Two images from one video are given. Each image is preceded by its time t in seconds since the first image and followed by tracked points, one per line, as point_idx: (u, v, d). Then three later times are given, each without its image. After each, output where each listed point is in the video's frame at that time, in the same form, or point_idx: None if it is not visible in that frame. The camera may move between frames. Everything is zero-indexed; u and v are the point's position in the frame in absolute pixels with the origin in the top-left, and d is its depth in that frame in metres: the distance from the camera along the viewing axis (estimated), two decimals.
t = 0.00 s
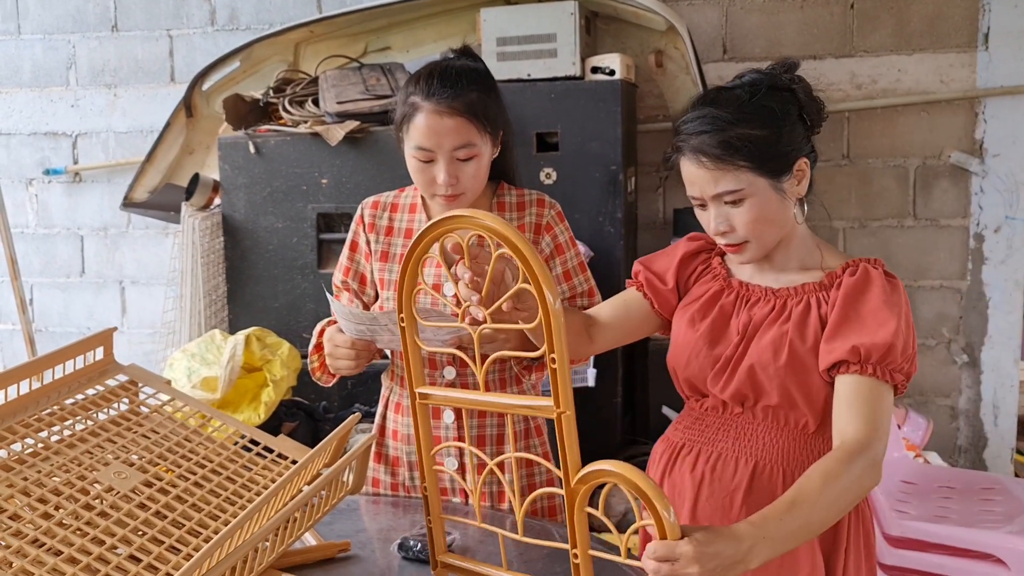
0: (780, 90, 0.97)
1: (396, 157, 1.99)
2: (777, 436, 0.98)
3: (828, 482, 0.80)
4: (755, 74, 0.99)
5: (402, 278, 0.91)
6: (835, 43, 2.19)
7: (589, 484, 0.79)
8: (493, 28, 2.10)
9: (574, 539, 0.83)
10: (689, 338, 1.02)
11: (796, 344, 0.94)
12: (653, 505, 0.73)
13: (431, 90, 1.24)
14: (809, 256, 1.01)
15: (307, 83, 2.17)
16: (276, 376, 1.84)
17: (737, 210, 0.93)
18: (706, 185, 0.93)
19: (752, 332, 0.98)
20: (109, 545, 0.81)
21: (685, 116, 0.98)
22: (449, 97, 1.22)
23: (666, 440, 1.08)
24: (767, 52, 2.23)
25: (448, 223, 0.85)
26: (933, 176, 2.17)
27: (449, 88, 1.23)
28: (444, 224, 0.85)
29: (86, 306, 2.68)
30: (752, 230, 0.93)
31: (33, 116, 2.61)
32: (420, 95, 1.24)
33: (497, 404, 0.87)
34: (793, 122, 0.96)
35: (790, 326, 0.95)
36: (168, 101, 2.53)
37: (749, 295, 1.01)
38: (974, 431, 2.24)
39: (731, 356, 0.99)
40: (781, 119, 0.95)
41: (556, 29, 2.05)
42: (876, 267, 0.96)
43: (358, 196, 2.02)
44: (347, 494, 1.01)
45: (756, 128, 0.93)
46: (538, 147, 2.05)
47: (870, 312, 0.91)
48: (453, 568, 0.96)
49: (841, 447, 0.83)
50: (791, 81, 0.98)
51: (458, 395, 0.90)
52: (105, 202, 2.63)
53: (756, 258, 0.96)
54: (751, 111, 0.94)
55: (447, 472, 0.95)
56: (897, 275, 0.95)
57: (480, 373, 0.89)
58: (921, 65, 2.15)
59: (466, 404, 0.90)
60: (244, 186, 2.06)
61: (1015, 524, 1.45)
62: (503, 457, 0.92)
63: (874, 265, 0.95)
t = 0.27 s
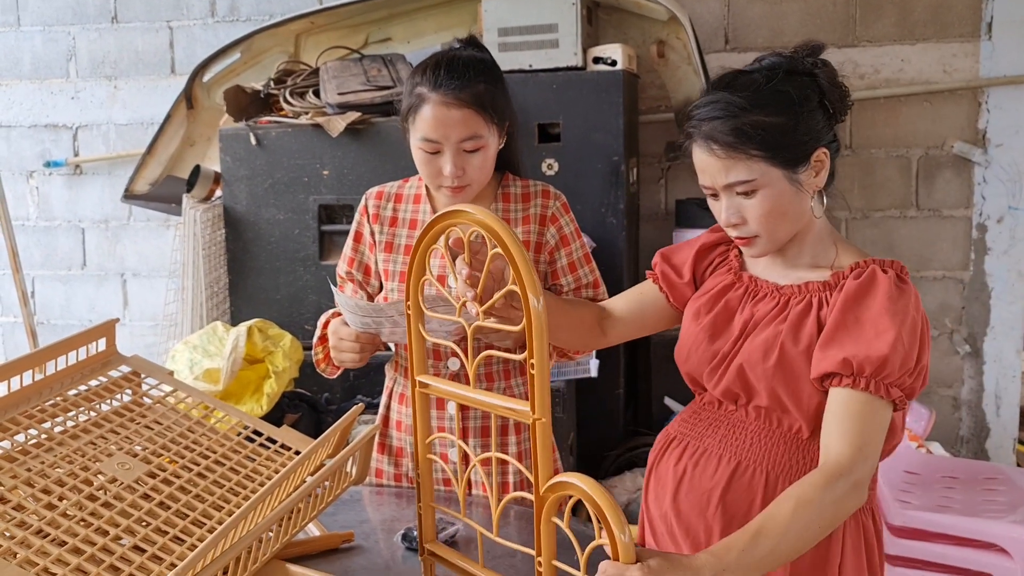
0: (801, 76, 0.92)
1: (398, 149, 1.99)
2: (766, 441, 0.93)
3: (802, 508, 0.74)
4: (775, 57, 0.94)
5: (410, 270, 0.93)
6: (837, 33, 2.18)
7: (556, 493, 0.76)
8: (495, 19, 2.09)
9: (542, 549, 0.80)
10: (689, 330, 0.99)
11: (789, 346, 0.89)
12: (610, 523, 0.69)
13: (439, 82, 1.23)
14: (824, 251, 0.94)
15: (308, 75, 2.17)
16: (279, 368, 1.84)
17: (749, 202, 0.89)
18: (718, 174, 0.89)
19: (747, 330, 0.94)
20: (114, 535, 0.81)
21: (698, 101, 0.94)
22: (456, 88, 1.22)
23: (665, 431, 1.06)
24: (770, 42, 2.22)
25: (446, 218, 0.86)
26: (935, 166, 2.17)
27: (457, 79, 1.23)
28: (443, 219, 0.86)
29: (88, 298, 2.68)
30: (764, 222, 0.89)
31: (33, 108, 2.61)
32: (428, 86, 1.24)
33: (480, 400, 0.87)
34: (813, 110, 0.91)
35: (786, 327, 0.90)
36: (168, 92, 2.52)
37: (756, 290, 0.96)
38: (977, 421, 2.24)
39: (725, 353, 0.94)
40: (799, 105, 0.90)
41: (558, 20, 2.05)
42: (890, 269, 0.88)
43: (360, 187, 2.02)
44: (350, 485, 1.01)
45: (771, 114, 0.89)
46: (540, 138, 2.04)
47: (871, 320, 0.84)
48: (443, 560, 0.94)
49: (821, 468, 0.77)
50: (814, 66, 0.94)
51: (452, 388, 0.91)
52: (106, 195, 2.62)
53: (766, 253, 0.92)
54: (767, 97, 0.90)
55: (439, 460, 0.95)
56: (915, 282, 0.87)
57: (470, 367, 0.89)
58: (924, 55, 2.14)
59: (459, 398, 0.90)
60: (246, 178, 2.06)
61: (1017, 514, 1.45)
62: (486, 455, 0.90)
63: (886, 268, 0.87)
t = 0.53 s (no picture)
0: (864, 59, 0.82)
1: (398, 139, 1.99)
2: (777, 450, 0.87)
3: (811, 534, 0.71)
4: (838, 33, 0.84)
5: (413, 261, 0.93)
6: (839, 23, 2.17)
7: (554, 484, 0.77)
8: (495, 8, 2.08)
9: (539, 540, 0.81)
10: (715, 322, 0.94)
11: (810, 348, 0.83)
12: (605, 517, 0.70)
13: (450, 71, 1.23)
14: (867, 247, 0.86)
15: (308, 65, 2.16)
16: (280, 359, 1.83)
17: (790, 194, 0.81)
18: (757, 161, 0.81)
19: (770, 327, 0.88)
20: (117, 525, 0.80)
21: (745, 75, 0.85)
22: (468, 78, 1.21)
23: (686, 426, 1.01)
24: (771, 31, 2.21)
25: (450, 207, 0.86)
26: (937, 156, 2.17)
27: (468, 67, 1.22)
28: (446, 208, 0.87)
29: (88, 289, 2.68)
30: (804, 217, 0.81)
31: (32, 99, 2.60)
32: (437, 75, 1.23)
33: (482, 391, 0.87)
34: (873, 96, 0.81)
35: (810, 328, 0.83)
36: (168, 83, 2.52)
37: (790, 286, 0.90)
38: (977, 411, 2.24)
39: (745, 349, 0.89)
40: (858, 92, 0.81)
41: (559, 9, 2.03)
42: (937, 272, 0.79)
43: (360, 178, 2.02)
44: (353, 475, 1.01)
45: (824, 100, 0.80)
46: (540, 128, 2.04)
47: (907, 332, 0.76)
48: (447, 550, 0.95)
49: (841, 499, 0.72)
50: (881, 45, 0.84)
51: (456, 378, 0.91)
52: (106, 186, 2.62)
53: (803, 249, 0.84)
54: (823, 78, 0.80)
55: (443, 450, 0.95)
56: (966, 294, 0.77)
57: (471, 358, 0.89)
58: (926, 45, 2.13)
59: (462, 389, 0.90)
60: (246, 169, 2.05)
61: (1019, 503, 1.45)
62: (487, 447, 0.90)
63: (931, 273, 0.78)
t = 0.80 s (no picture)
0: (895, 55, 0.82)
1: (400, 137, 1.99)
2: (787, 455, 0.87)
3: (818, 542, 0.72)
4: (870, 28, 0.84)
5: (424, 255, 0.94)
6: (841, 21, 2.17)
7: (556, 479, 0.78)
8: (498, 6, 2.08)
9: (543, 535, 0.81)
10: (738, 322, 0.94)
11: (829, 351, 0.83)
12: (606, 514, 0.71)
13: (469, 74, 1.23)
14: (899, 253, 0.85)
15: (310, 63, 2.16)
16: (282, 356, 1.84)
17: (818, 194, 0.81)
18: (784, 159, 0.81)
19: (794, 329, 0.88)
20: (123, 521, 0.81)
21: (774, 71, 0.86)
22: (488, 81, 1.22)
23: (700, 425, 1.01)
24: (773, 29, 2.21)
25: (461, 203, 0.86)
26: (939, 154, 2.17)
27: (488, 69, 1.23)
28: (458, 203, 0.87)
29: (90, 287, 2.68)
30: (832, 219, 0.81)
31: (34, 97, 2.60)
32: (455, 78, 1.23)
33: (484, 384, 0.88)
34: (904, 92, 0.81)
35: (834, 331, 0.83)
36: (170, 81, 2.52)
37: (816, 291, 0.90)
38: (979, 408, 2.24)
39: (763, 351, 0.89)
40: (888, 88, 0.81)
41: (561, 7, 2.03)
42: (971, 281, 0.78)
43: (363, 175, 2.02)
44: (357, 471, 1.01)
45: (852, 97, 0.80)
46: (543, 126, 2.04)
47: (934, 343, 0.75)
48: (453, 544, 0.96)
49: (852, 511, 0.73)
50: (915, 40, 0.84)
51: (464, 374, 0.92)
52: (108, 183, 2.62)
53: (830, 251, 0.84)
54: (852, 75, 0.81)
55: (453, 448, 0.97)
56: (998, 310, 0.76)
57: (479, 352, 0.90)
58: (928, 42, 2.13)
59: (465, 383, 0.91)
60: (248, 167, 2.06)
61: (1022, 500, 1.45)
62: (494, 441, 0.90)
63: (963, 282, 0.78)
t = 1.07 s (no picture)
0: (905, 52, 0.83)
1: (401, 137, 1.99)
2: (787, 457, 0.87)
3: (835, 549, 0.74)
4: (883, 24, 0.85)
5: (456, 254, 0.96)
6: (842, 20, 2.17)
7: (578, 474, 0.80)
8: (499, 6, 2.08)
9: (556, 529, 0.83)
10: (742, 321, 0.94)
11: (833, 353, 0.83)
12: (631, 509, 0.74)
13: (497, 90, 1.23)
14: (905, 254, 0.85)
15: (312, 62, 2.16)
16: (284, 355, 1.84)
17: (823, 189, 0.81)
18: (789, 154, 0.82)
19: (798, 330, 0.88)
20: (127, 520, 0.81)
21: (785, 65, 0.86)
22: (515, 98, 1.22)
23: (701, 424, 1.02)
24: (774, 29, 2.21)
25: (510, 199, 0.88)
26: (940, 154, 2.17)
27: (516, 86, 1.23)
28: (509, 198, 0.88)
29: (91, 287, 2.68)
30: (836, 215, 0.81)
31: (36, 97, 2.60)
32: (482, 94, 1.23)
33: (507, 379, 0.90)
34: (913, 90, 0.82)
35: (839, 334, 0.83)
36: (171, 81, 2.52)
37: (821, 292, 0.90)
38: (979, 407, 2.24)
39: (768, 352, 0.89)
40: (895, 84, 0.81)
41: (563, 6, 2.03)
42: (979, 287, 0.78)
43: (364, 175, 2.02)
44: (360, 470, 1.02)
45: (861, 92, 0.81)
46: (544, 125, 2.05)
47: (948, 351, 0.75)
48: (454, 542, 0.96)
49: (874, 521, 0.74)
50: (927, 38, 0.84)
51: (487, 372, 0.93)
52: (109, 183, 2.62)
53: (835, 250, 0.84)
54: (861, 71, 0.81)
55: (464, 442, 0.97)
56: (1007, 318, 0.76)
57: (507, 349, 0.93)
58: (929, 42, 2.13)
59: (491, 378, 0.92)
60: (250, 166, 2.06)
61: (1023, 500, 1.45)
62: (509, 438, 0.92)
63: (972, 287, 0.78)
